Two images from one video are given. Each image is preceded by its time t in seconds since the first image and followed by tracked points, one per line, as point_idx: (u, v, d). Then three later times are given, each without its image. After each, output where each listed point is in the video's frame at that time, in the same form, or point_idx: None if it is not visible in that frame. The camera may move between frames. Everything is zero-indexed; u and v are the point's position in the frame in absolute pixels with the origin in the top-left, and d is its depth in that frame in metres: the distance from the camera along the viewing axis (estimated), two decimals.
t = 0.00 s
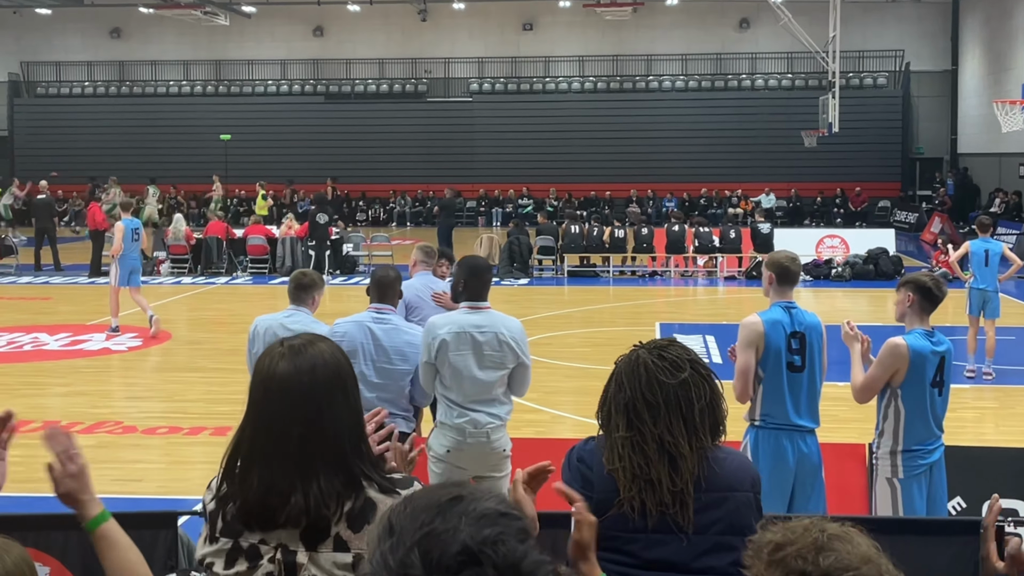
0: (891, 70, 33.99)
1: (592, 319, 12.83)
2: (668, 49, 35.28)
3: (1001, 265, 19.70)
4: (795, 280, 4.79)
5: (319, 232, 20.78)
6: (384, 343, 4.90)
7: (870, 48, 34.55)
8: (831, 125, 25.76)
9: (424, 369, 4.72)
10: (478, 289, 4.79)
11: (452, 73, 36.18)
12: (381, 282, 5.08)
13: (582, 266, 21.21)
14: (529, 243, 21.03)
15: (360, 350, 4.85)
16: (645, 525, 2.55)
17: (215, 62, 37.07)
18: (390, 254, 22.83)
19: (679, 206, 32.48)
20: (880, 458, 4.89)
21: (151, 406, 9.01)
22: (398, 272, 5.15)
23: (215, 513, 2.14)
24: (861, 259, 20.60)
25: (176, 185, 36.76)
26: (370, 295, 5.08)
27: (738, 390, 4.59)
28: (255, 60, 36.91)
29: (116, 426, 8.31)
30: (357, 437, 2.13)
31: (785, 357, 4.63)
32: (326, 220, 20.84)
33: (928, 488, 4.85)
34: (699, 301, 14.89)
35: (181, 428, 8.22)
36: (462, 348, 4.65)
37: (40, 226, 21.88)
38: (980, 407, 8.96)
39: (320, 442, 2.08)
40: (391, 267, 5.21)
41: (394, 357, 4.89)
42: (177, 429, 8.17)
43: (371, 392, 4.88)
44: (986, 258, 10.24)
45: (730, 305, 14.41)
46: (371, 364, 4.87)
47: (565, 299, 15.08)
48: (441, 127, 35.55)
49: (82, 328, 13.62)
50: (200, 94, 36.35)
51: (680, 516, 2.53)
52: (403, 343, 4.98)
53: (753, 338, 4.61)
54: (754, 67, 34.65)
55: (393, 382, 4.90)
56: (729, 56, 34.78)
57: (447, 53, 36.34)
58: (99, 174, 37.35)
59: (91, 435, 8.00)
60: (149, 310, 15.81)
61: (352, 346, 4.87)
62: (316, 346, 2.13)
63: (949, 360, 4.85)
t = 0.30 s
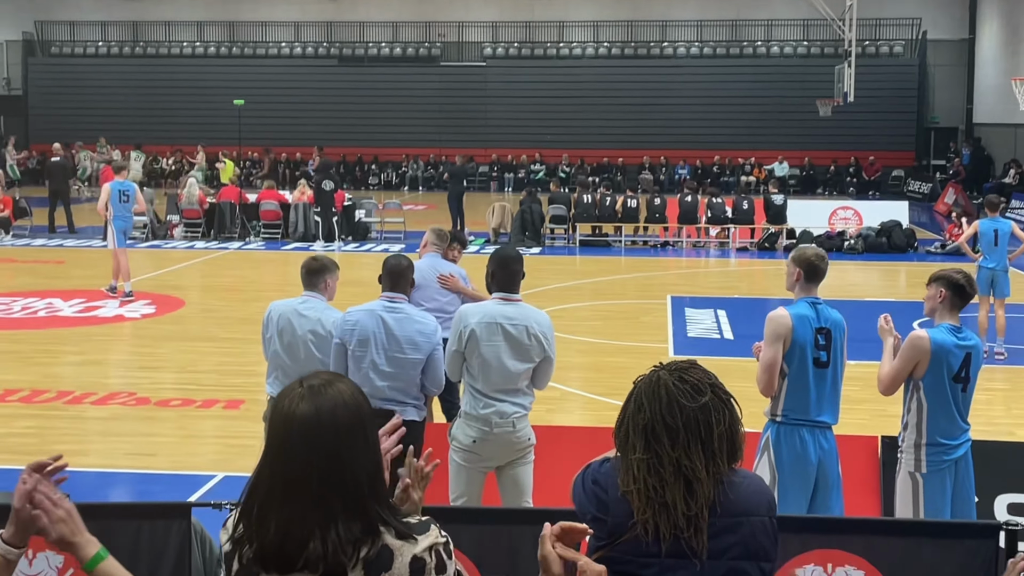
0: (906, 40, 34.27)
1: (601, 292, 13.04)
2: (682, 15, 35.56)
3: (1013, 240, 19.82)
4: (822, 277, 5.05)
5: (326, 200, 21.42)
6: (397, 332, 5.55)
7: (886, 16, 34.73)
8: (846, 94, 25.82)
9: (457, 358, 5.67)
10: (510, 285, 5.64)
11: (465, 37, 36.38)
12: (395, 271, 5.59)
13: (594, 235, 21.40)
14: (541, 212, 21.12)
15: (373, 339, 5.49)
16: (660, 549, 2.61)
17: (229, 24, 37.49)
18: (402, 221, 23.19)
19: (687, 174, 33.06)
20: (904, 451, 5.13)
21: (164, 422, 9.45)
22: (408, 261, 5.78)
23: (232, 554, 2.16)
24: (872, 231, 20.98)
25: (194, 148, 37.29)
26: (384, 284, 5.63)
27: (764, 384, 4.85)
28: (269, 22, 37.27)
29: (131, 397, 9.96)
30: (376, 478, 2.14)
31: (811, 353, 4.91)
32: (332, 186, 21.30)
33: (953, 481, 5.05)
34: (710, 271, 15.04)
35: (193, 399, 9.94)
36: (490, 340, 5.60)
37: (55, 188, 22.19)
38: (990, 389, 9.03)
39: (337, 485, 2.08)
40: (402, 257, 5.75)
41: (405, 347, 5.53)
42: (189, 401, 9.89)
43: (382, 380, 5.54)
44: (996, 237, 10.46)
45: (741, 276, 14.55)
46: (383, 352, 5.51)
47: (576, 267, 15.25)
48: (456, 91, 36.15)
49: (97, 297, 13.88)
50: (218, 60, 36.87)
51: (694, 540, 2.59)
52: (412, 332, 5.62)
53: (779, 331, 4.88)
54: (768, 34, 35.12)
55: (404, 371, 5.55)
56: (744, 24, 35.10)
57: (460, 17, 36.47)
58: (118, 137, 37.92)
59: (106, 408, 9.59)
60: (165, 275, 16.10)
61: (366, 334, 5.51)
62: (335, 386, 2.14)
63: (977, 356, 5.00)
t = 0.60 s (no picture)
0: None
1: (607, 237, 13.14)
2: None
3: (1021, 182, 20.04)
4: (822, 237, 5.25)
5: (328, 136, 21.80)
6: (398, 286, 5.93)
7: None
8: (855, 34, 26.76)
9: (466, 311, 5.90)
10: (519, 242, 5.86)
11: None
12: (396, 226, 5.94)
13: (601, 173, 21.73)
14: (548, 148, 21.29)
15: (374, 293, 5.91)
16: (654, 526, 2.71)
17: None
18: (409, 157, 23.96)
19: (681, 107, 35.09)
20: (908, 404, 5.27)
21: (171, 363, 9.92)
22: (410, 215, 6.10)
23: (231, 541, 2.30)
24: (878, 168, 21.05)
25: (215, 80, 39.09)
26: (386, 238, 5.98)
27: (757, 341, 5.13)
28: None
29: (138, 335, 10.47)
30: (374, 472, 2.28)
31: (808, 312, 5.17)
32: (333, 122, 21.67)
33: (953, 438, 5.20)
34: (717, 210, 15.08)
35: (201, 339, 10.44)
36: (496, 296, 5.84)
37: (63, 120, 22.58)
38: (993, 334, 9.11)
39: (335, 477, 2.22)
40: (406, 209, 6.04)
41: (405, 302, 5.95)
42: (197, 341, 10.38)
43: (384, 333, 5.95)
44: (997, 184, 11.51)
45: (747, 215, 14.59)
46: (384, 307, 5.93)
47: (583, 206, 15.30)
48: (465, 24, 37.72)
49: (105, 232, 14.16)
50: None
51: (689, 518, 2.68)
52: (413, 285, 6.01)
53: (778, 293, 5.12)
54: None
55: (404, 324, 5.95)
56: None
57: None
58: (143, 68, 39.75)
59: (116, 344, 10.22)
60: (171, 208, 16.27)
61: (368, 288, 5.91)
62: (332, 380, 2.26)
63: (985, 316, 5.11)
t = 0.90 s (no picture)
0: None
1: (621, 213, 13.18)
2: None
3: None
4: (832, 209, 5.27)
5: (336, 105, 22.08)
6: (410, 261, 6.06)
7: None
8: None
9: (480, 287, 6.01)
10: (532, 218, 5.93)
11: None
12: (409, 201, 6.05)
13: (611, 140, 21.82)
14: (558, 116, 21.52)
15: (386, 268, 6.04)
16: (673, 505, 2.77)
17: None
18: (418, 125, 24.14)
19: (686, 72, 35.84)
20: (921, 373, 5.32)
21: (186, 339, 10.20)
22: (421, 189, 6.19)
23: (258, 526, 2.36)
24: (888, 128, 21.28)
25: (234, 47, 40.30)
26: (399, 213, 6.09)
27: (767, 316, 5.19)
28: None
29: (155, 309, 10.67)
30: (399, 461, 2.34)
31: (818, 286, 5.20)
32: (341, 92, 21.91)
33: (965, 407, 5.25)
34: (727, 177, 15.10)
35: (217, 311, 10.61)
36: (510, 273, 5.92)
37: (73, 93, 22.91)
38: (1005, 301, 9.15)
39: (364, 468, 2.28)
40: (416, 182, 6.12)
41: (418, 277, 6.08)
42: (212, 314, 10.56)
43: (397, 308, 6.11)
44: (1007, 150, 11.56)
45: (758, 181, 14.60)
46: (396, 282, 6.07)
47: (593, 173, 15.33)
48: None
49: (118, 203, 14.33)
50: None
51: (707, 498, 2.74)
52: (426, 260, 6.15)
53: (789, 267, 5.15)
54: None
55: (417, 299, 6.09)
56: None
57: None
58: (160, 38, 40.74)
59: (132, 318, 10.41)
60: (182, 179, 16.38)
61: (380, 263, 6.05)
62: (356, 370, 2.32)
63: (999, 288, 5.13)
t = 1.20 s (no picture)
0: None
1: (641, 225, 13.28)
2: None
3: None
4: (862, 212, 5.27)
5: (355, 109, 22.26)
6: (438, 268, 6.37)
7: None
8: None
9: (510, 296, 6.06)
10: (560, 225, 6.00)
11: None
12: (435, 210, 6.39)
13: (633, 140, 21.89)
14: (579, 119, 21.48)
15: (416, 276, 6.35)
16: (718, 518, 2.77)
17: None
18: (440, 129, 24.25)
19: (704, 70, 35.89)
20: (954, 377, 5.29)
21: (212, 347, 10.40)
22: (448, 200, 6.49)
23: (311, 546, 2.38)
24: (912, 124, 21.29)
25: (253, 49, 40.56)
26: (426, 223, 6.44)
27: (800, 324, 5.20)
28: None
29: (183, 317, 10.88)
30: (446, 480, 2.34)
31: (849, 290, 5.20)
32: (361, 96, 21.99)
33: (997, 410, 5.22)
34: (751, 179, 15.09)
35: (245, 319, 10.84)
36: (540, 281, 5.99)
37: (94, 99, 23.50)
38: None
39: (414, 487, 2.29)
40: (441, 190, 6.44)
41: (446, 285, 6.38)
42: (241, 322, 10.78)
43: (426, 315, 6.40)
44: None
45: (779, 182, 14.63)
46: (425, 290, 6.37)
47: (615, 177, 15.37)
48: None
49: (144, 210, 14.53)
50: None
51: (752, 511, 2.73)
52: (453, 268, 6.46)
53: (819, 272, 5.15)
54: None
55: (445, 307, 6.40)
56: None
57: None
58: (183, 44, 41.23)
59: (162, 328, 10.64)
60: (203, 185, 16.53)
61: (408, 272, 6.36)
62: (404, 389, 2.33)
63: None
